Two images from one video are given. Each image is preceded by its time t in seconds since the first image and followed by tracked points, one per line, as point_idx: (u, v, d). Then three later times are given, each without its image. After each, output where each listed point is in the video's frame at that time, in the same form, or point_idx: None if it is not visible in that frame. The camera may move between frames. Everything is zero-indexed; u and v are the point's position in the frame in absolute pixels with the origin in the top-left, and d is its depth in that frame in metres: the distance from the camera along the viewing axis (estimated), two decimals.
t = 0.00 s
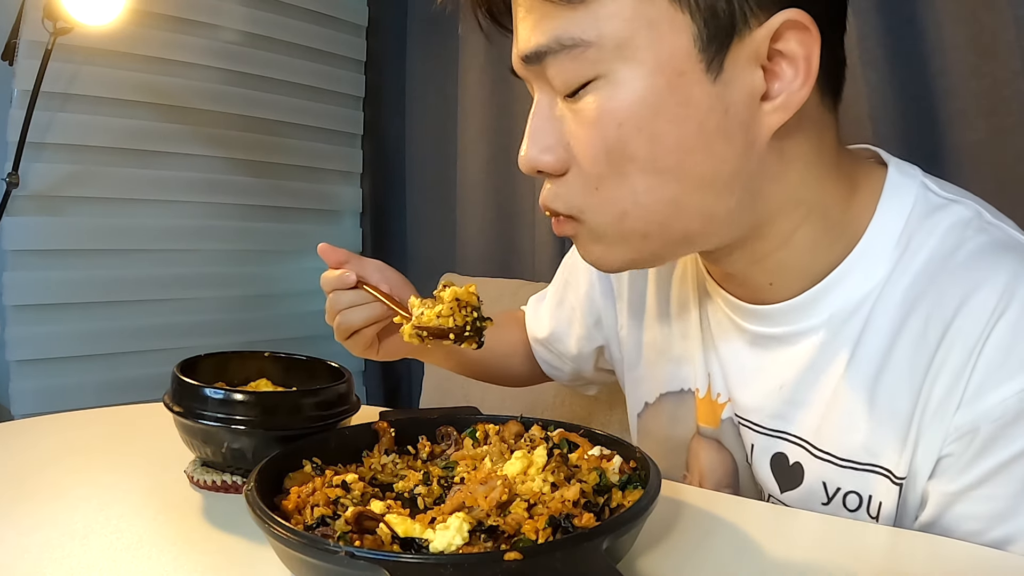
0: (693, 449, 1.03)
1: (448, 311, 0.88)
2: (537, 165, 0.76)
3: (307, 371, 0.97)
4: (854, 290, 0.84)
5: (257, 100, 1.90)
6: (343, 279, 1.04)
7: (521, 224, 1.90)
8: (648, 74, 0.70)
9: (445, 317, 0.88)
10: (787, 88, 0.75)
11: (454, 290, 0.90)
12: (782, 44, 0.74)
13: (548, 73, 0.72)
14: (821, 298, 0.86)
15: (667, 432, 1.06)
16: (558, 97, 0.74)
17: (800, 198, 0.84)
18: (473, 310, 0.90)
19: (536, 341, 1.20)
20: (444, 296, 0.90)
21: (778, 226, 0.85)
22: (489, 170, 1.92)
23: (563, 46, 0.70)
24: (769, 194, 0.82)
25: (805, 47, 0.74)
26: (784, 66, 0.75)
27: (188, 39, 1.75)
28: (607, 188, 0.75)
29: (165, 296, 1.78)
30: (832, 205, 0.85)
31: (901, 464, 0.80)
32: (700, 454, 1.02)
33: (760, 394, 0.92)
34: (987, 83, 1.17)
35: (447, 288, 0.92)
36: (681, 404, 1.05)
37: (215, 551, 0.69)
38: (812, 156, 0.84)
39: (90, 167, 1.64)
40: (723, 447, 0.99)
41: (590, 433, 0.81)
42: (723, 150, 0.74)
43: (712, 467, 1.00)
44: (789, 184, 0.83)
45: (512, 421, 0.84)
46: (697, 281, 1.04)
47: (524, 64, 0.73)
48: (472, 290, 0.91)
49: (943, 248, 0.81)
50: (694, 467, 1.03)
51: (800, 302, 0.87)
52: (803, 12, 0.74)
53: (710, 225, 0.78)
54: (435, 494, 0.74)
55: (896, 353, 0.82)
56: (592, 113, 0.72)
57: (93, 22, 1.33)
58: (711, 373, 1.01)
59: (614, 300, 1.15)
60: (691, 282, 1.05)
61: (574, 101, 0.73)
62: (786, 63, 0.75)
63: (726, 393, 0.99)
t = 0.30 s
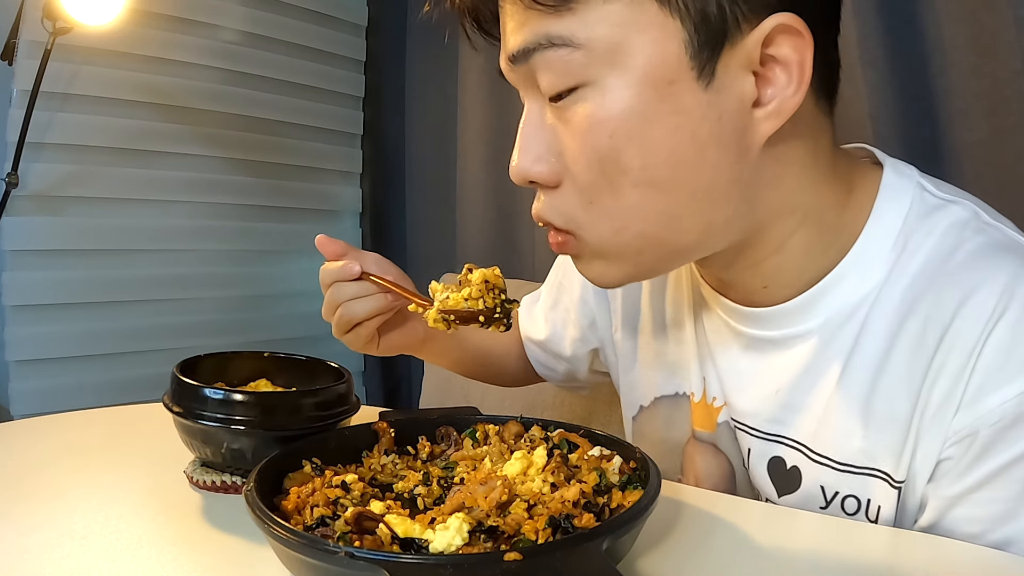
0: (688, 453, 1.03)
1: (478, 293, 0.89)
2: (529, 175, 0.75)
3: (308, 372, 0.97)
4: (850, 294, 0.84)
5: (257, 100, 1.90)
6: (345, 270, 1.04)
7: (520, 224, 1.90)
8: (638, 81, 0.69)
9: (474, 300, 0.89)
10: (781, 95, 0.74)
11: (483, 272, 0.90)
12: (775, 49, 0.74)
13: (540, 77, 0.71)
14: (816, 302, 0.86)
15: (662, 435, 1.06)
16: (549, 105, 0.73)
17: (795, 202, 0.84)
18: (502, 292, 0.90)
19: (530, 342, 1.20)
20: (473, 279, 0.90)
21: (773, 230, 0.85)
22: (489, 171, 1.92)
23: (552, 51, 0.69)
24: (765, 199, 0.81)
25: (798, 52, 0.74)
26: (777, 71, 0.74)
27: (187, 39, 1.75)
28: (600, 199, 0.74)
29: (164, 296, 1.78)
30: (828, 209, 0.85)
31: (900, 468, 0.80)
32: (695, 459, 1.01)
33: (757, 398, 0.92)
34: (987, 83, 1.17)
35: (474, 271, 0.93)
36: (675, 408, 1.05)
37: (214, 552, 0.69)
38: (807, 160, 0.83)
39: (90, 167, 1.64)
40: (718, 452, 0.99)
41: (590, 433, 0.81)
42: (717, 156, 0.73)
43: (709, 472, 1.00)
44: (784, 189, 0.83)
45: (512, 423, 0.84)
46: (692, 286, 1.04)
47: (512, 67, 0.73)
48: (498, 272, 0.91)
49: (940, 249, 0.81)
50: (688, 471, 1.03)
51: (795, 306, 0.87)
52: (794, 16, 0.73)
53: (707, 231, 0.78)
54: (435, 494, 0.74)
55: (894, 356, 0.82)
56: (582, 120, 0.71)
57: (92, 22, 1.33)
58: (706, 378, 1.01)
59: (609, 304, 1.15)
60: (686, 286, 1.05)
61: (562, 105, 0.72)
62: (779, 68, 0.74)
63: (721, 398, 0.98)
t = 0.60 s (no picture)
0: (683, 453, 1.03)
1: (478, 286, 0.89)
2: (523, 174, 0.75)
3: (309, 373, 0.97)
4: (847, 294, 0.84)
5: (257, 100, 1.90)
6: (339, 264, 1.03)
7: (520, 224, 1.89)
8: (631, 82, 0.69)
9: (474, 292, 0.89)
10: (775, 95, 0.74)
11: (483, 265, 0.91)
12: (770, 49, 0.73)
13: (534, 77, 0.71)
14: (812, 302, 0.86)
15: (658, 436, 1.06)
16: (541, 103, 0.73)
17: (790, 202, 0.84)
18: (499, 286, 0.91)
19: (524, 343, 1.20)
20: (472, 271, 0.90)
21: (769, 231, 0.85)
22: (489, 170, 1.92)
23: (546, 51, 0.69)
24: (760, 200, 0.81)
25: (793, 52, 0.74)
26: (772, 71, 0.74)
27: (186, 39, 1.75)
28: (594, 202, 0.74)
29: (164, 296, 1.78)
30: (825, 210, 0.85)
31: (898, 469, 0.80)
32: (690, 460, 1.01)
33: (753, 399, 0.92)
34: (987, 82, 1.17)
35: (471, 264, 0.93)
36: (670, 408, 1.05)
37: (212, 553, 0.69)
38: (803, 160, 0.83)
39: (89, 167, 1.63)
40: (716, 452, 0.99)
41: (590, 433, 0.81)
42: (710, 157, 0.73)
43: (705, 473, 1.00)
44: (780, 190, 0.83)
45: (512, 423, 0.84)
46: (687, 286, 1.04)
47: (505, 60, 0.73)
48: (496, 264, 0.91)
49: (938, 249, 0.81)
50: (683, 472, 1.03)
51: (791, 306, 0.87)
52: (790, 15, 0.73)
53: (703, 232, 0.78)
54: (435, 494, 0.74)
55: (892, 356, 0.82)
56: (575, 119, 0.71)
57: (92, 22, 1.33)
58: (701, 378, 1.01)
59: (602, 304, 1.15)
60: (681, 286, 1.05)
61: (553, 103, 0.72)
62: (775, 68, 0.74)
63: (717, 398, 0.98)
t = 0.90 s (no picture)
0: (682, 453, 1.03)
1: (473, 284, 0.89)
2: (524, 174, 0.75)
3: (308, 374, 0.97)
4: (848, 293, 0.84)
5: (256, 100, 1.90)
6: (335, 262, 1.03)
7: (520, 224, 1.89)
8: (631, 80, 0.69)
9: (470, 290, 0.89)
10: (776, 94, 0.74)
11: (479, 262, 0.91)
12: (771, 47, 0.73)
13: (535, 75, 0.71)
14: (812, 301, 0.86)
15: (656, 436, 1.06)
16: (542, 101, 0.73)
17: (790, 202, 0.84)
18: (496, 283, 0.91)
19: (522, 342, 1.20)
20: (468, 269, 0.91)
21: (769, 231, 0.85)
22: (489, 170, 1.92)
23: (546, 51, 0.69)
24: (760, 199, 0.81)
25: (794, 50, 0.73)
26: (773, 70, 0.74)
27: (186, 39, 1.75)
28: (593, 201, 0.74)
29: (163, 296, 1.78)
30: (826, 209, 0.85)
31: (901, 469, 0.80)
32: (689, 460, 1.01)
33: (753, 399, 0.92)
34: (988, 82, 1.17)
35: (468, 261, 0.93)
36: (668, 408, 1.05)
37: (212, 553, 0.69)
38: (804, 159, 0.83)
39: (89, 167, 1.63)
40: (715, 452, 0.99)
41: (590, 434, 0.80)
42: (711, 157, 0.73)
43: (704, 473, 1.00)
44: (780, 190, 0.82)
45: (512, 424, 0.84)
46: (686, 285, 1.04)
47: (506, 57, 0.72)
48: (493, 261, 0.91)
49: (940, 249, 0.81)
50: (681, 472, 1.03)
51: (791, 305, 0.87)
52: (791, 13, 0.73)
53: (703, 232, 0.78)
54: (435, 495, 0.74)
55: (894, 356, 0.82)
56: (576, 119, 0.71)
57: (91, 22, 1.33)
58: (699, 378, 1.01)
59: (599, 303, 1.15)
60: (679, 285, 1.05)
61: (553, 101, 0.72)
62: (776, 66, 0.74)
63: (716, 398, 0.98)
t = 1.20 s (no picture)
0: (682, 453, 1.02)
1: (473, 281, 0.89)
2: (527, 172, 0.75)
3: (308, 374, 0.97)
4: (850, 292, 0.84)
5: (256, 100, 1.90)
6: (335, 259, 1.03)
7: (520, 224, 1.89)
8: (634, 79, 0.69)
9: (470, 288, 0.89)
10: (779, 94, 0.74)
11: (479, 260, 0.90)
12: (774, 47, 0.73)
13: (537, 74, 0.71)
14: (813, 300, 0.86)
15: (656, 436, 1.06)
16: (545, 99, 0.73)
17: (792, 202, 0.83)
18: (496, 280, 0.91)
19: (521, 340, 1.20)
20: (468, 266, 0.90)
21: (771, 230, 0.85)
22: (489, 170, 1.92)
23: (549, 50, 0.69)
24: (762, 199, 0.81)
25: (798, 51, 0.73)
26: (776, 70, 0.74)
27: (185, 38, 1.75)
28: (595, 200, 0.74)
29: (163, 296, 1.78)
30: (827, 209, 0.85)
31: (903, 470, 0.80)
32: (689, 459, 1.01)
33: (753, 399, 0.92)
34: (988, 82, 1.17)
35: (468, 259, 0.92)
36: (667, 407, 1.05)
37: (212, 553, 0.68)
38: (806, 159, 0.83)
39: (89, 167, 1.63)
40: (714, 451, 0.99)
41: (590, 434, 0.80)
42: (713, 156, 0.73)
43: (704, 472, 1.00)
44: (782, 190, 0.82)
45: (512, 424, 0.84)
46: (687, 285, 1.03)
47: (508, 55, 0.72)
48: (492, 260, 0.92)
49: (943, 248, 0.81)
50: (681, 471, 1.03)
51: (792, 304, 0.87)
52: (795, 14, 0.73)
53: (704, 231, 0.78)
54: (434, 495, 0.74)
55: (896, 356, 0.82)
56: (578, 117, 0.71)
57: (90, 22, 1.33)
58: (699, 377, 1.01)
59: (599, 302, 1.15)
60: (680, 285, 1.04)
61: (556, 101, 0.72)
62: (779, 66, 0.74)
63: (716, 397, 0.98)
